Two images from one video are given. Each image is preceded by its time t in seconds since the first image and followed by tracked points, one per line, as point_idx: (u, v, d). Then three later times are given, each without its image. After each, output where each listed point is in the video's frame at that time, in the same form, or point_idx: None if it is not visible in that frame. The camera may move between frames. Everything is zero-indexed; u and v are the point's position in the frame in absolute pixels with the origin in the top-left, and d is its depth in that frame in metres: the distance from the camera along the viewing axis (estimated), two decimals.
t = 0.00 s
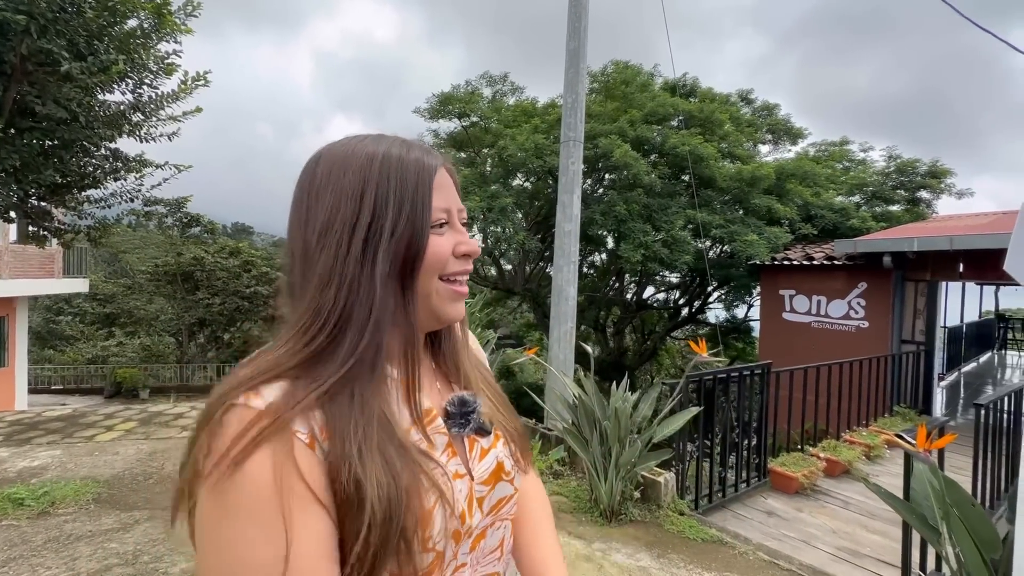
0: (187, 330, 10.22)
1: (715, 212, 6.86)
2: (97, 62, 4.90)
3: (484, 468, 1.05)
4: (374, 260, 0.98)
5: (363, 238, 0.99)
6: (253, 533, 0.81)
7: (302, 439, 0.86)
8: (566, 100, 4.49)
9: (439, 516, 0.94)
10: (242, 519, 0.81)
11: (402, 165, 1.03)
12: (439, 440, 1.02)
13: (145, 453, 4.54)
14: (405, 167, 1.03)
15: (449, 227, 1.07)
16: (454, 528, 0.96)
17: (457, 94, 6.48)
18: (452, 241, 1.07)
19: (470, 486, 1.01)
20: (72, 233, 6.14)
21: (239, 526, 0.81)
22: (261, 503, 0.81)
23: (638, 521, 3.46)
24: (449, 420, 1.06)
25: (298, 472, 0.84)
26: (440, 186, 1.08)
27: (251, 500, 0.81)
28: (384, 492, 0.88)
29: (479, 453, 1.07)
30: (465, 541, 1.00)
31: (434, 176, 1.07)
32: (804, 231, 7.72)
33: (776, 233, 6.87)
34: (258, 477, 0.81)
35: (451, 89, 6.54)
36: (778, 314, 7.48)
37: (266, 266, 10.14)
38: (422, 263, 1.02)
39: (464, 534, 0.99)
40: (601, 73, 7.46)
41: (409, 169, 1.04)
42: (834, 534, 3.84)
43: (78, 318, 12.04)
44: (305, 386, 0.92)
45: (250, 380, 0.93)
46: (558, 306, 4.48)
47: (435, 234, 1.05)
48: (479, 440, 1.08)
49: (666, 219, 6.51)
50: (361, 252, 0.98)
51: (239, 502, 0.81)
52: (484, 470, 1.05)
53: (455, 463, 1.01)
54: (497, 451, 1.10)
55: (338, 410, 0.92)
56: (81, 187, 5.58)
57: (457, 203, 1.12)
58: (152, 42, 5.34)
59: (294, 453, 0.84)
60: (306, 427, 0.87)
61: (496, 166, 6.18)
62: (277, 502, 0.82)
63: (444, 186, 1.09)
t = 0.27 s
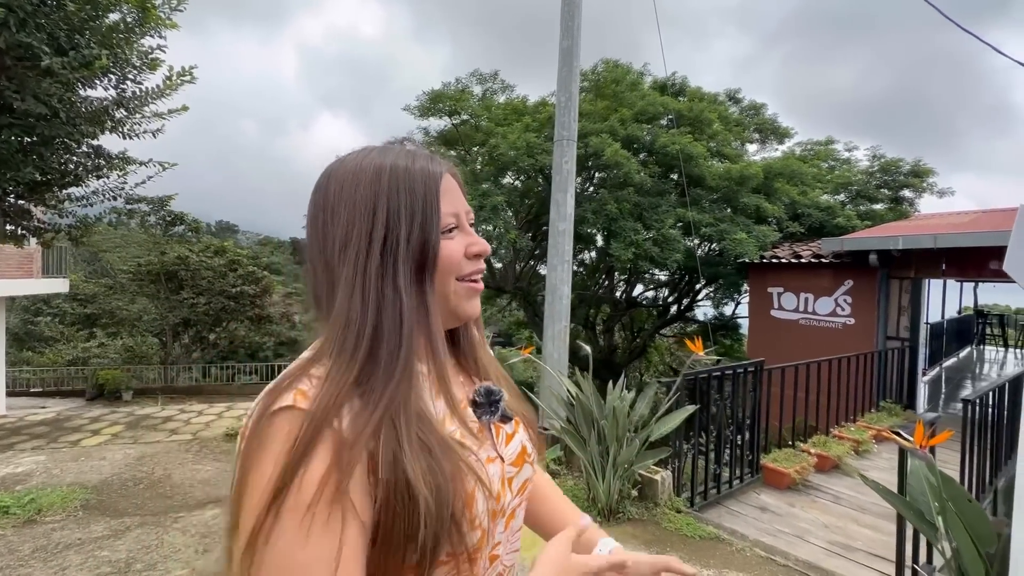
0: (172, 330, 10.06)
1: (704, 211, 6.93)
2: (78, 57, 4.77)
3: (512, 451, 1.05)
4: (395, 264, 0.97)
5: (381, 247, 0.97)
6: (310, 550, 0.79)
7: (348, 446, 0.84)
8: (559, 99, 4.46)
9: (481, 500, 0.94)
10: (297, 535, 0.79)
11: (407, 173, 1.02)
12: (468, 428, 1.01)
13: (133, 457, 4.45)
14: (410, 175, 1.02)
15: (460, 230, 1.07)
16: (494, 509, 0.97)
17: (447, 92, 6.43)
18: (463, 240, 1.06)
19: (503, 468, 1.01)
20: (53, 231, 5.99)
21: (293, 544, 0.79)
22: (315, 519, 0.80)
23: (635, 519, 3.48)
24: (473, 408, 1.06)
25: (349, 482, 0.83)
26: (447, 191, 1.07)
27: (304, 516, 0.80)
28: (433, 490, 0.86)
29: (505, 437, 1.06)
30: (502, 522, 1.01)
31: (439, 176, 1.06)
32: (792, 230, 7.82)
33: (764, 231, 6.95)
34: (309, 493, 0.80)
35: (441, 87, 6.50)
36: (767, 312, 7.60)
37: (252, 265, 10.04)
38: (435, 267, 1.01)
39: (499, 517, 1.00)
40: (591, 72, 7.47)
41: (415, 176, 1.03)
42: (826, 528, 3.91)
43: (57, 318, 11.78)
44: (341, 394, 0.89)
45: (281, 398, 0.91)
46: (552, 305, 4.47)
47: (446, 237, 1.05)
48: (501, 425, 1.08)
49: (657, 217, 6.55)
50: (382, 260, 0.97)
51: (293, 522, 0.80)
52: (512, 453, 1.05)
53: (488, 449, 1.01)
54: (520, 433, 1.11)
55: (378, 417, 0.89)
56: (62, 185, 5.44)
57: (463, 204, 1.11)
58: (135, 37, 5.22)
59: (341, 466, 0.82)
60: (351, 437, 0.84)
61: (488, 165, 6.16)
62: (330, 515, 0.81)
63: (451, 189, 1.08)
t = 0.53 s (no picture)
0: (154, 330, 9.87)
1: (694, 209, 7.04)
2: (57, 50, 4.63)
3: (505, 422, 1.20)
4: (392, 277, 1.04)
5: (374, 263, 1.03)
6: (355, 536, 0.89)
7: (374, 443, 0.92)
8: (552, 97, 4.44)
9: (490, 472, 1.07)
10: (342, 523, 0.89)
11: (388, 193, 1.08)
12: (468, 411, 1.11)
13: (121, 463, 4.35)
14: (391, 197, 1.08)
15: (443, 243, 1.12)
16: (506, 477, 1.10)
17: (437, 88, 6.38)
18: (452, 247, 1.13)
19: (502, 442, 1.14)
20: (30, 230, 5.81)
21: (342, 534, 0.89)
22: (356, 507, 0.89)
23: (633, 517, 3.50)
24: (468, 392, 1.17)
25: (381, 476, 0.92)
26: (433, 208, 1.14)
27: (343, 508, 0.90)
28: (450, 469, 0.97)
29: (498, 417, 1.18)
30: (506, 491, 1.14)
31: (422, 194, 1.13)
32: (778, 228, 7.94)
33: (751, 229, 7.05)
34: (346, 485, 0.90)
35: (431, 83, 6.45)
36: (755, 309, 7.79)
37: (237, 263, 9.92)
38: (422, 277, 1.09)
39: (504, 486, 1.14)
40: (581, 70, 7.48)
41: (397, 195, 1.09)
42: (817, 522, 3.98)
43: (33, 319, 11.46)
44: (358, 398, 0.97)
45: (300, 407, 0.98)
46: (545, 303, 4.46)
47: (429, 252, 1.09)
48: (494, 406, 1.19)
49: (646, 216, 6.61)
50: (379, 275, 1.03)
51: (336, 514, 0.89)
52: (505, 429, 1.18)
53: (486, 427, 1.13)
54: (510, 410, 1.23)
55: (399, 415, 0.95)
56: (40, 182, 5.28)
57: (450, 217, 1.18)
58: (116, 30, 5.07)
59: (371, 460, 0.91)
60: (377, 435, 0.92)
61: (478, 162, 6.13)
62: (369, 502, 0.90)
63: (437, 203, 1.15)
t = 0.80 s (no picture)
0: (134, 329, 9.67)
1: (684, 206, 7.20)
2: (31, 41, 4.48)
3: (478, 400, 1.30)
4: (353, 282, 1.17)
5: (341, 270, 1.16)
6: (352, 490, 0.93)
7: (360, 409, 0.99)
8: (543, 94, 4.41)
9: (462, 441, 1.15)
10: (339, 478, 0.93)
11: (347, 215, 1.22)
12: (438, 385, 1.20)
13: (103, 467, 4.24)
14: (348, 219, 1.21)
15: (395, 248, 1.17)
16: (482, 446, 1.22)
17: (425, 85, 6.33)
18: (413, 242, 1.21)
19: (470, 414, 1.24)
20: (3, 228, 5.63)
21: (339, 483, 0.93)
22: (350, 464, 0.94)
23: (627, 514, 3.50)
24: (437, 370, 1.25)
25: (370, 435, 0.97)
26: (391, 214, 1.21)
27: (340, 464, 0.94)
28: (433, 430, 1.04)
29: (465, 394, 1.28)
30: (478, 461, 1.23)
31: (384, 205, 1.23)
32: (763, 225, 8.04)
33: (736, 226, 7.12)
34: (338, 446, 0.95)
35: (419, 79, 6.40)
36: (742, 306, 7.94)
37: (219, 261, 9.79)
38: (369, 280, 1.16)
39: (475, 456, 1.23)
40: (569, 67, 7.56)
41: (352, 214, 1.22)
42: (806, 515, 4.03)
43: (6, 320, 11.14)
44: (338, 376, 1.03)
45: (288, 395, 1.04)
46: (535, 301, 4.43)
47: (383, 255, 1.17)
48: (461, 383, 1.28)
49: (635, 213, 6.67)
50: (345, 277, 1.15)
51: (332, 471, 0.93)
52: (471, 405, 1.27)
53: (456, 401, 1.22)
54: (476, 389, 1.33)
55: (379, 388, 1.03)
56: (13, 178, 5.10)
57: (414, 223, 1.23)
58: (92, 21, 4.92)
59: (359, 421, 0.97)
60: (360, 402, 0.99)
61: (467, 160, 6.10)
62: (362, 459, 0.95)
63: (399, 210, 1.22)
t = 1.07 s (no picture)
0: (106, 330, 9.41)
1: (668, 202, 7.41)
2: None
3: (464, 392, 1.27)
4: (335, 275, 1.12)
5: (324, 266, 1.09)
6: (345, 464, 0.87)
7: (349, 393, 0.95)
8: (530, 89, 4.37)
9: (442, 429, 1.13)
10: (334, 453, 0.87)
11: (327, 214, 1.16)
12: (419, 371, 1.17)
13: (76, 473, 4.09)
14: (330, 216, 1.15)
15: (377, 247, 1.11)
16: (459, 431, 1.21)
17: (408, 79, 6.27)
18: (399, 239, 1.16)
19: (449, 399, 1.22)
20: None
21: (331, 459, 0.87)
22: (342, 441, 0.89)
23: (617, 511, 3.49)
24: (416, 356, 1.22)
25: (361, 414, 0.93)
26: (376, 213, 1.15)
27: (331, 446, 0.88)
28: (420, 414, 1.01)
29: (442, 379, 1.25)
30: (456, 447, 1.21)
31: (367, 200, 1.17)
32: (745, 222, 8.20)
33: (718, 223, 7.35)
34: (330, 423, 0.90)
35: (402, 74, 6.32)
36: (724, 301, 8.04)
37: (196, 259, 9.61)
38: (349, 274, 1.11)
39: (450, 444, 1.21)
40: (554, 64, 7.67)
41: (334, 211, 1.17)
42: (791, 508, 4.08)
43: None
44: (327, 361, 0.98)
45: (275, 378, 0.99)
46: (523, 298, 4.39)
47: (368, 254, 1.11)
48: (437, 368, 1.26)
49: (620, 210, 6.73)
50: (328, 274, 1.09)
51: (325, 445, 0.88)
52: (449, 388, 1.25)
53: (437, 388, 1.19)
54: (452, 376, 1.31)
55: (368, 370, 0.99)
56: None
57: (398, 222, 1.17)
58: (61, 9, 4.74)
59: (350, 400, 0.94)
60: (351, 382, 0.96)
61: (452, 156, 6.03)
62: (355, 437, 0.90)
63: (385, 209, 1.16)
